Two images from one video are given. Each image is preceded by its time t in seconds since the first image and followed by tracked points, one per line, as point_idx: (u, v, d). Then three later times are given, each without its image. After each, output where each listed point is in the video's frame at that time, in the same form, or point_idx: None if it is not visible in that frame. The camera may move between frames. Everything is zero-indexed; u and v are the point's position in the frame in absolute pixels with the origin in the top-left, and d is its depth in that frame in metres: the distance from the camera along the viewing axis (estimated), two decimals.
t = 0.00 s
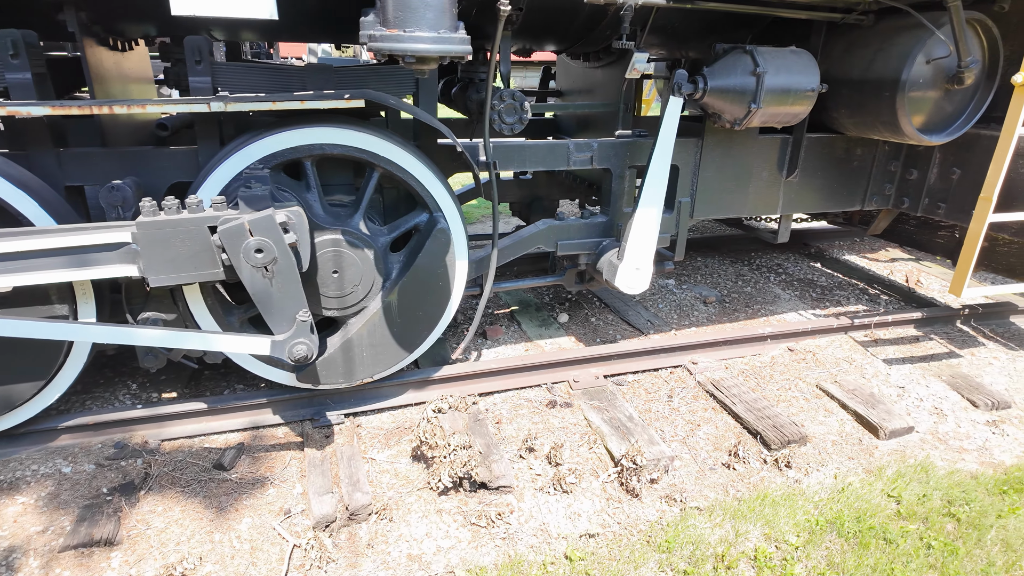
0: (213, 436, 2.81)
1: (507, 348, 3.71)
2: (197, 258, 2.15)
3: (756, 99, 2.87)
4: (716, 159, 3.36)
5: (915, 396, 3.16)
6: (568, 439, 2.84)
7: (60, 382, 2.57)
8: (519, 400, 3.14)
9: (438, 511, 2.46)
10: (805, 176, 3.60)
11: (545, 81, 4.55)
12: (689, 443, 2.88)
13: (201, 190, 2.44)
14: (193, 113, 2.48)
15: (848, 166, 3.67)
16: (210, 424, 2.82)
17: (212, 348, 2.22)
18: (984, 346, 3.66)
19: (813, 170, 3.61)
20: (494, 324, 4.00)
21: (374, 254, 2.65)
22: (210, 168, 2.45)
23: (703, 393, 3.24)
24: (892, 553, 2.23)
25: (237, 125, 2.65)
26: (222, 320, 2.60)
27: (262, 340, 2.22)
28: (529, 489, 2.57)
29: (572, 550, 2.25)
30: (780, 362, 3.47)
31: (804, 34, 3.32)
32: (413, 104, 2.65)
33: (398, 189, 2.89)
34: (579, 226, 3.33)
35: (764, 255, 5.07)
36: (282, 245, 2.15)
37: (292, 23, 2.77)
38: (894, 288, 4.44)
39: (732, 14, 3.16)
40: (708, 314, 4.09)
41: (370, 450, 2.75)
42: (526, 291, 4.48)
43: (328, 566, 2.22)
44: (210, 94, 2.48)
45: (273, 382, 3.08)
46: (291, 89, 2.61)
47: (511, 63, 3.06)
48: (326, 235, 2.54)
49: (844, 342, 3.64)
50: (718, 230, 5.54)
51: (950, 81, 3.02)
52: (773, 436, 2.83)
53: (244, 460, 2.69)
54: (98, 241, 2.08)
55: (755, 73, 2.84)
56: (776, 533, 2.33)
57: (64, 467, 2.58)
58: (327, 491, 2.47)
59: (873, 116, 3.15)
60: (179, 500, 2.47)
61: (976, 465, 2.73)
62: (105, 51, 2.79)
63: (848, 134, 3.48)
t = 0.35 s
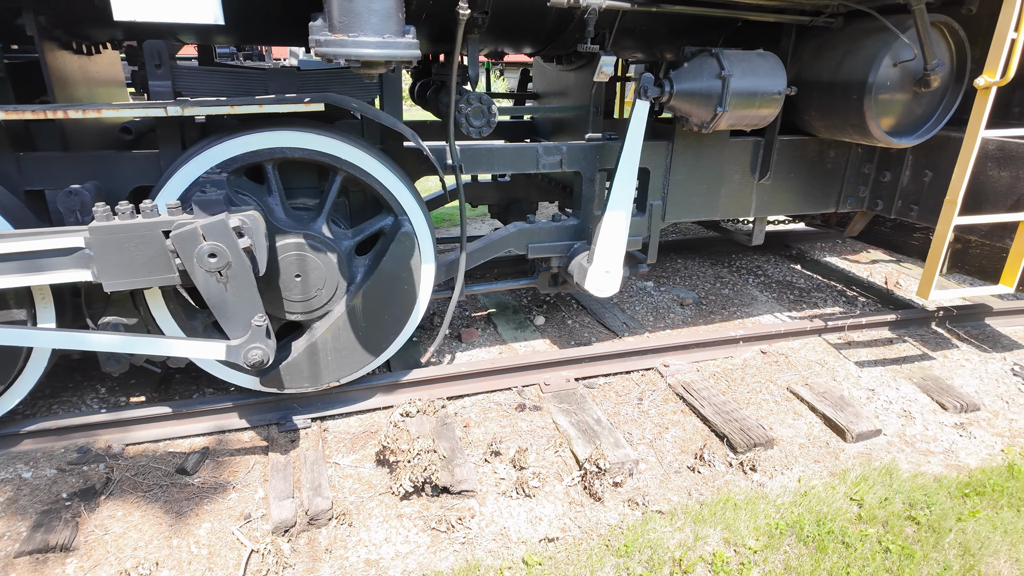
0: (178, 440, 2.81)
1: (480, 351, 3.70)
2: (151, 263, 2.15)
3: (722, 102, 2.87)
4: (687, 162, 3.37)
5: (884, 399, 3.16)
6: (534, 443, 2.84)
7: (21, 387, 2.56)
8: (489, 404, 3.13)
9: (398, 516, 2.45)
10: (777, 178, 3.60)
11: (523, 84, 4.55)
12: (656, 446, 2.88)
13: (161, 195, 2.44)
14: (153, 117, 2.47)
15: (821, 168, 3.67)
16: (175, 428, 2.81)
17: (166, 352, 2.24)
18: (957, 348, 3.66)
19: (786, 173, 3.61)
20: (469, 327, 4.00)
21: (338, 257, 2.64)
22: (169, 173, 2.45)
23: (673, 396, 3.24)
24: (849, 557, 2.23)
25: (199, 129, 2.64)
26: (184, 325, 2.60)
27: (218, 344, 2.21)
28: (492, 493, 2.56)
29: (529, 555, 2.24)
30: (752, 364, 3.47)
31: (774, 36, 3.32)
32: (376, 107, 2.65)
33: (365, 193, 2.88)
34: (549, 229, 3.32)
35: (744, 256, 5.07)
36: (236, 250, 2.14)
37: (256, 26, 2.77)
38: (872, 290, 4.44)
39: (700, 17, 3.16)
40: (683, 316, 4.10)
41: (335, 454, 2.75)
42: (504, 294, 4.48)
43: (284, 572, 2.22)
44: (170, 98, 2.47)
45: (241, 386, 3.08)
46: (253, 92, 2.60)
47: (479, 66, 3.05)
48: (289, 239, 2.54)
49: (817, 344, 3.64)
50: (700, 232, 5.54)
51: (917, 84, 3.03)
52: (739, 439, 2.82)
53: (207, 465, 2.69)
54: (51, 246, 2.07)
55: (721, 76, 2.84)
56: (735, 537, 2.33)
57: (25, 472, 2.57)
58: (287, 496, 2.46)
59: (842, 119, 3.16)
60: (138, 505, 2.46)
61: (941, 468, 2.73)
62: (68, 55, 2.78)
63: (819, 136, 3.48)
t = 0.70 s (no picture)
0: (147, 443, 2.82)
1: (456, 353, 3.70)
2: (111, 266, 2.15)
3: (690, 105, 2.87)
4: (660, 165, 3.38)
5: (856, 401, 3.17)
6: (503, 445, 2.84)
7: None
8: (461, 406, 3.13)
9: (362, 518, 2.46)
10: (753, 181, 3.61)
11: (504, 86, 4.56)
12: (625, 449, 2.89)
13: (124, 198, 2.45)
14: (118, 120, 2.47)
15: (797, 170, 3.68)
16: (145, 430, 2.82)
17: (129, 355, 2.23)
18: (932, 350, 3.67)
19: (761, 176, 3.62)
20: (447, 329, 4.00)
21: (304, 260, 2.65)
22: (133, 176, 2.46)
23: (646, 398, 3.25)
24: (808, 560, 2.24)
25: (166, 132, 2.65)
26: (151, 327, 2.60)
27: (178, 347, 2.22)
28: (457, 495, 2.56)
29: (489, 558, 2.25)
30: (726, 367, 3.48)
31: (747, 40, 3.33)
32: (342, 110, 2.66)
33: (334, 195, 2.89)
34: (522, 232, 3.33)
35: (726, 259, 5.08)
36: (196, 253, 2.15)
37: (226, 30, 2.78)
38: (852, 292, 4.44)
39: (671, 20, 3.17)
40: (661, 319, 4.11)
41: (302, 457, 2.75)
42: (485, 296, 4.47)
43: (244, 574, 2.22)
44: (136, 102, 2.47)
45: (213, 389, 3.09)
46: (219, 96, 2.61)
47: (451, 69, 3.03)
48: (254, 241, 2.54)
49: (792, 346, 3.65)
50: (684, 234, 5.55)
51: (887, 87, 3.03)
52: (708, 441, 2.83)
53: (174, 467, 2.70)
54: (9, 249, 2.08)
55: (689, 79, 2.85)
56: (697, 540, 2.33)
57: None
58: (251, 499, 2.47)
59: (813, 123, 3.17)
60: (103, 508, 2.47)
61: (907, 471, 2.73)
62: (37, 58, 2.79)
63: (794, 139, 3.49)
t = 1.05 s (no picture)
0: (118, 447, 2.78)
1: (437, 357, 3.65)
2: (74, 269, 2.12)
3: (669, 106, 2.84)
4: (641, 167, 3.36)
5: (838, 406, 3.13)
6: (479, 450, 2.80)
7: None
8: (439, 411, 3.08)
9: (332, 526, 2.42)
10: (736, 183, 3.58)
11: (489, 87, 4.53)
12: (603, 454, 2.85)
13: (91, 200, 2.42)
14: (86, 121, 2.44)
15: (781, 172, 3.65)
16: (116, 435, 2.78)
17: (93, 359, 2.18)
18: (917, 354, 3.63)
19: (745, 178, 3.59)
20: (429, 332, 3.95)
21: (276, 263, 2.61)
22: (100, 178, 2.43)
23: (626, 402, 3.21)
24: (783, 569, 2.21)
25: (136, 133, 2.61)
26: (121, 331, 2.56)
27: (142, 352, 2.18)
28: (430, 502, 2.52)
29: (458, 566, 2.21)
30: (708, 370, 3.45)
31: (729, 41, 3.30)
32: (314, 111, 2.63)
33: (308, 197, 2.85)
34: (501, 234, 3.29)
35: (714, 261, 5.05)
36: (159, 256, 2.11)
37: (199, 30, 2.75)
38: (840, 294, 4.41)
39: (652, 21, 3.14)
40: (646, 322, 4.08)
41: (275, 463, 2.72)
42: (470, 298, 4.42)
43: None
44: (104, 102, 2.44)
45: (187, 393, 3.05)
46: (190, 96, 2.57)
47: (428, 70, 3.00)
48: (223, 243, 2.52)
49: (776, 350, 3.61)
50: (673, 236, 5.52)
51: (869, 89, 3.00)
52: (687, 446, 2.80)
53: (144, 473, 2.66)
54: None
55: (667, 81, 2.81)
56: (671, 548, 2.30)
57: None
58: (220, 505, 2.43)
59: (795, 124, 3.14)
60: (69, 515, 2.43)
61: (888, 477, 2.69)
62: (8, 58, 2.75)
63: (777, 140, 3.46)
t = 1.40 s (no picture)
0: (79, 461, 2.67)
1: (417, 364, 3.53)
2: (20, 278, 2.00)
3: (652, 107, 2.74)
4: (626, 169, 3.25)
5: (829, 416, 3.02)
6: (455, 464, 2.69)
7: None
8: (415, 422, 2.97)
9: (297, 545, 2.30)
10: (724, 186, 3.48)
11: (474, 86, 4.42)
12: (585, 467, 2.74)
13: (44, 205, 2.32)
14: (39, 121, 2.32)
15: (772, 174, 3.54)
16: (76, 449, 2.67)
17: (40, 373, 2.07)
18: (912, 361, 3.52)
19: (734, 180, 3.49)
20: (411, 338, 3.84)
21: (241, 270, 2.50)
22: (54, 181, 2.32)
23: (611, 412, 3.10)
24: None
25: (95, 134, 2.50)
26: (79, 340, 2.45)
27: (92, 365, 2.07)
28: (401, 520, 2.41)
29: None
30: (696, 379, 3.34)
31: (717, 39, 3.20)
32: (281, 111, 2.52)
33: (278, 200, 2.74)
34: (481, 238, 3.17)
35: (706, 264, 4.96)
36: (110, 264, 2.00)
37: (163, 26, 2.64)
38: (833, 298, 4.31)
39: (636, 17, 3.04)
40: (634, 327, 3.97)
41: (241, 477, 2.61)
42: (455, 303, 4.30)
43: None
44: (58, 102, 2.32)
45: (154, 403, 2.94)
46: (151, 96, 2.46)
47: (403, 68, 2.90)
48: (184, 249, 2.41)
49: (766, 357, 3.50)
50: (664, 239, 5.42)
51: (860, 88, 2.90)
52: (671, 460, 2.69)
53: (104, 489, 2.54)
54: None
55: (651, 80, 2.71)
56: (651, 570, 2.19)
57: None
58: (179, 524, 2.32)
59: (784, 125, 3.04)
60: (21, 534, 2.32)
61: (880, 492, 2.59)
62: None
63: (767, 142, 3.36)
